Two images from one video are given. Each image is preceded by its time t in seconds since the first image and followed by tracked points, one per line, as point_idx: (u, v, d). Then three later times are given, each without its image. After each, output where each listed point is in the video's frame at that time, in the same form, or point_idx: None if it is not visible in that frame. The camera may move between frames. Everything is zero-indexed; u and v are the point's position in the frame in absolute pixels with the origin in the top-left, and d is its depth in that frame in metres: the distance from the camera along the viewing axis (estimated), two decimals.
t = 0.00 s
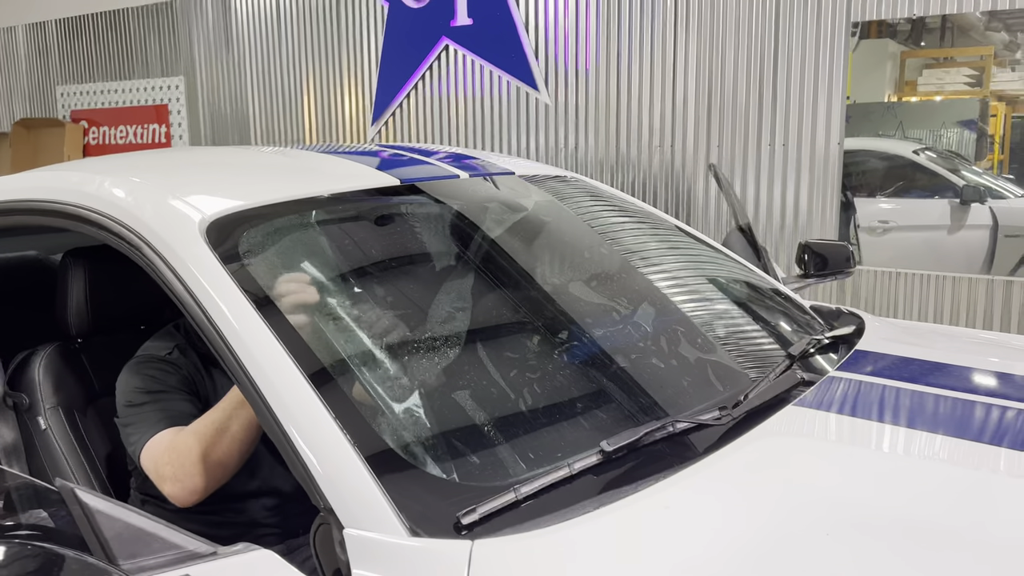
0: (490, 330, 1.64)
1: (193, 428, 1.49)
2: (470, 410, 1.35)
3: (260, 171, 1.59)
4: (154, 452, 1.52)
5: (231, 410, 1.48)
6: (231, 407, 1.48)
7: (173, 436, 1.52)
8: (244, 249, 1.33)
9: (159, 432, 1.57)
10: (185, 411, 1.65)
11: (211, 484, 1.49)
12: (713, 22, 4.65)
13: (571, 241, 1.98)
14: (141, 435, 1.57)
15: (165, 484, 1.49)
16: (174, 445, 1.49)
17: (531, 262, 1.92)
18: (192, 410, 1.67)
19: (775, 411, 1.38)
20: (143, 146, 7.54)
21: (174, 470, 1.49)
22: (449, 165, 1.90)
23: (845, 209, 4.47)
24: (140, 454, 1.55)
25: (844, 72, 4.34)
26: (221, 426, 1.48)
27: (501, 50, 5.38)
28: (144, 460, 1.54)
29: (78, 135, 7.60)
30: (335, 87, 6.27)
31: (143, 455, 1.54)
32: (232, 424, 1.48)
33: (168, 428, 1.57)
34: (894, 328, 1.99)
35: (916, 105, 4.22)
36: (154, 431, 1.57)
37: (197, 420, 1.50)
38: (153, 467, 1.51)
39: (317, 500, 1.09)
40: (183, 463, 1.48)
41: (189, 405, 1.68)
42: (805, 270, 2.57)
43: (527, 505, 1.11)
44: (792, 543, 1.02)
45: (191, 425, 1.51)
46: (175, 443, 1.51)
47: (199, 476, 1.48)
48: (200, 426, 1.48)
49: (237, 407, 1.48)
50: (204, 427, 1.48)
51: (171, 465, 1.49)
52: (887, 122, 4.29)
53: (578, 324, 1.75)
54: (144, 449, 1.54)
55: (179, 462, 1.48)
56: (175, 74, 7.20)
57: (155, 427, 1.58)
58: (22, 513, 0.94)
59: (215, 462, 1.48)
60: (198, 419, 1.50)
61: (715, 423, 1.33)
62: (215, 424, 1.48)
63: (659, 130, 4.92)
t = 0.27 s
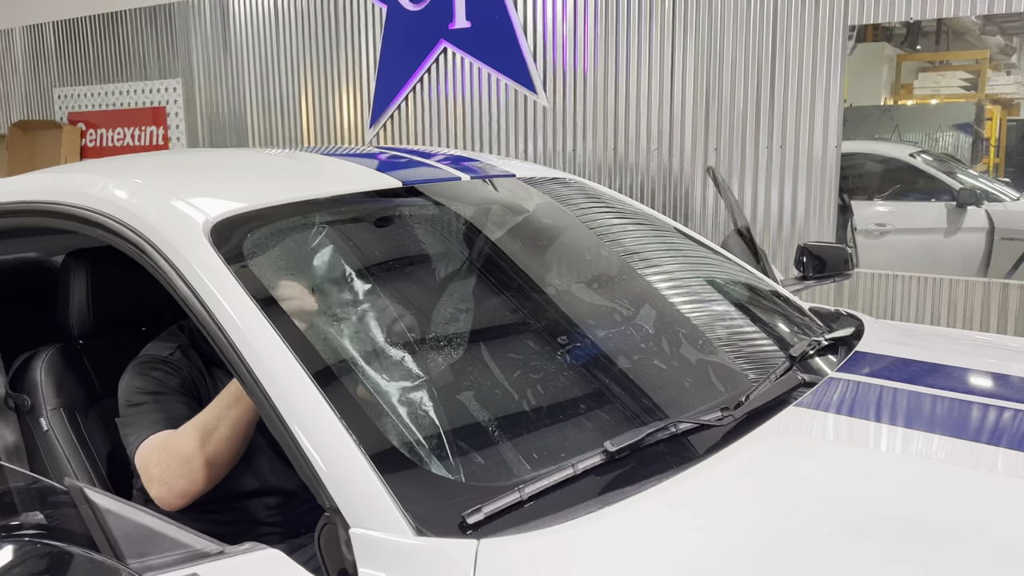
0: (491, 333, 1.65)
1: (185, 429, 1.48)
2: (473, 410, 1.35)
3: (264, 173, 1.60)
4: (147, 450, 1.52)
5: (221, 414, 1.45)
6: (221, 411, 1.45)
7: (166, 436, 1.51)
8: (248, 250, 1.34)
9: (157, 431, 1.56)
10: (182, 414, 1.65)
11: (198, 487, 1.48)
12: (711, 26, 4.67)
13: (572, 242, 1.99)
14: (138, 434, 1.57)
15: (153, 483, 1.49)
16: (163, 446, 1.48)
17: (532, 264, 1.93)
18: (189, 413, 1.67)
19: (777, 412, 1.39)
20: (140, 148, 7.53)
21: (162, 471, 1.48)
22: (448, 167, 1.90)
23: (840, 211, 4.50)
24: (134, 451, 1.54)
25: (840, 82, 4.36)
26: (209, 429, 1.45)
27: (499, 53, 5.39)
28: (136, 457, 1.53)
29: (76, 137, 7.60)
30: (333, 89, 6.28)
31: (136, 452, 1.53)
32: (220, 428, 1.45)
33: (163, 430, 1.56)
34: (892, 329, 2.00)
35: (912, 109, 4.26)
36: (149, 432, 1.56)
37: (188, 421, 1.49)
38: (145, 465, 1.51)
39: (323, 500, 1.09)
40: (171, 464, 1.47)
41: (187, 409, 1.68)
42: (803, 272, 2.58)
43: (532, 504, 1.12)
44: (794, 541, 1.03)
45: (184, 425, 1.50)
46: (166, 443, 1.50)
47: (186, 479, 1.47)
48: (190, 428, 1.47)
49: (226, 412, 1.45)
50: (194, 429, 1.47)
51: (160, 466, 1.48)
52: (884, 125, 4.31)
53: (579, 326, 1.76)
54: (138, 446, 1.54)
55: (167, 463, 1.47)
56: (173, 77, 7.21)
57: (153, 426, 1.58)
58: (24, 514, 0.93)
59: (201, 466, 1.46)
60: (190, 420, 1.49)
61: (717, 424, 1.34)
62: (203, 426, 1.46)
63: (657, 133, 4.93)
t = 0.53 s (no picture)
0: (494, 334, 1.66)
1: (187, 431, 1.48)
2: (476, 410, 1.36)
3: (266, 174, 1.61)
4: (147, 449, 1.51)
5: (223, 418, 1.46)
6: (223, 415, 1.47)
7: (168, 436, 1.51)
8: (253, 250, 1.34)
9: (159, 429, 1.57)
10: (183, 415, 1.65)
11: (195, 489, 1.47)
12: (710, 28, 4.68)
13: (573, 243, 1.99)
14: (138, 433, 1.57)
15: (150, 483, 1.48)
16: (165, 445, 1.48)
17: (533, 265, 1.94)
18: (190, 414, 1.67)
19: (778, 411, 1.40)
20: (139, 150, 7.53)
21: (161, 470, 1.47)
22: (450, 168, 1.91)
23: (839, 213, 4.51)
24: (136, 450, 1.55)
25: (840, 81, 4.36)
26: (210, 433, 1.46)
27: (498, 55, 5.40)
28: (136, 456, 1.52)
29: (74, 139, 7.59)
30: (332, 91, 6.28)
31: (138, 451, 1.53)
32: (222, 432, 1.46)
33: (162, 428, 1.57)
34: (891, 330, 2.01)
35: (911, 111, 4.27)
36: (147, 431, 1.57)
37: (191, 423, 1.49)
38: (144, 464, 1.50)
39: (329, 499, 1.10)
40: (170, 464, 1.47)
41: (188, 410, 1.68)
42: (803, 274, 2.59)
43: (535, 504, 1.13)
44: (796, 539, 1.03)
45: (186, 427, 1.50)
46: (167, 443, 1.50)
47: (184, 480, 1.46)
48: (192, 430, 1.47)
49: (229, 416, 1.47)
50: (195, 431, 1.47)
51: (160, 465, 1.48)
52: (882, 127, 4.31)
53: (580, 327, 1.77)
54: (139, 446, 1.53)
55: (167, 463, 1.47)
56: (172, 78, 7.21)
57: (151, 425, 1.58)
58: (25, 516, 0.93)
59: (200, 468, 1.46)
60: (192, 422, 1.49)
61: (719, 424, 1.35)
62: (205, 429, 1.46)
63: (656, 135, 4.95)
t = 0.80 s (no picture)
0: (496, 333, 1.66)
1: (190, 441, 1.49)
2: (478, 409, 1.36)
3: (267, 175, 1.61)
4: (150, 455, 1.51)
5: (229, 432, 1.47)
6: (229, 429, 1.47)
7: (171, 443, 1.52)
8: (255, 252, 1.34)
9: (164, 433, 1.57)
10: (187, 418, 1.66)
11: (195, 500, 1.48)
12: (709, 30, 4.69)
13: (574, 243, 1.99)
14: (141, 438, 1.58)
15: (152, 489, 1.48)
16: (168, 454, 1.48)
17: (533, 265, 1.94)
18: (193, 418, 1.68)
19: (780, 410, 1.41)
20: (138, 151, 7.53)
21: (163, 478, 1.48)
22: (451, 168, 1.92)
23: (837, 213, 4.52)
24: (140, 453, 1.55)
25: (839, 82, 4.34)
26: (216, 445, 1.46)
27: (498, 56, 5.41)
28: (139, 462, 1.53)
29: (73, 140, 7.59)
30: (331, 92, 6.29)
31: (141, 457, 1.53)
32: (227, 446, 1.47)
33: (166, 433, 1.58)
34: (891, 330, 2.02)
35: (908, 112, 4.53)
36: (152, 435, 1.57)
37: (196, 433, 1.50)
38: (146, 469, 1.50)
39: (332, 498, 1.11)
40: (173, 473, 1.47)
41: (191, 413, 1.68)
42: (803, 274, 2.59)
43: (538, 502, 1.13)
44: (796, 536, 1.04)
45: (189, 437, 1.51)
46: (170, 451, 1.50)
47: (185, 490, 1.47)
48: (197, 441, 1.48)
49: (235, 431, 1.47)
50: (200, 442, 1.48)
51: (162, 472, 1.48)
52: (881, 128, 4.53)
53: (580, 326, 1.77)
54: (143, 452, 1.54)
55: (169, 471, 1.47)
56: (170, 80, 7.21)
57: (156, 429, 1.59)
58: (27, 516, 0.92)
59: (202, 480, 1.47)
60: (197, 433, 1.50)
61: (720, 422, 1.35)
62: (210, 442, 1.47)
63: (655, 136, 4.95)
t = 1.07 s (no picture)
0: (496, 333, 1.67)
1: (196, 439, 1.49)
2: (478, 408, 1.37)
3: (267, 175, 1.61)
4: (157, 454, 1.52)
5: (235, 433, 1.47)
6: (236, 430, 1.48)
7: (178, 442, 1.53)
8: (256, 251, 1.35)
9: (167, 433, 1.58)
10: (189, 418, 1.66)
11: (201, 497, 1.49)
12: (708, 29, 4.69)
13: (572, 244, 2.00)
14: (145, 437, 1.58)
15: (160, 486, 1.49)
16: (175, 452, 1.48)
17: (533, 266, 1.95)
18: (197, 417, 1.68)
19: (780, 409, 1.41)
20: (137, 152, 7.53)
21: (170, 476, 1.49)
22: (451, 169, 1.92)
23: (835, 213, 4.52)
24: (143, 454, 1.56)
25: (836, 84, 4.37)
26: (223, 445, 1.47)
27: (498, 57, 5.41)
28: (146, 460, 1.54)
29: (72, 141, 7.59)
30: (330, 92, 6.28)
31: (147, 454, 1.54)
32: (233, 448, 1.47)
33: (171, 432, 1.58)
34: (890, 329, 2.02)
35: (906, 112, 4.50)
36: (157, 434, 1.58)
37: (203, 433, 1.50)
38: (152, 468, 1.51)
39: (333, 497, 1.11)
40: (180, 471, 1.48)
41: (194, 412, 1.69)
42: (802, 273, 2.59)
43: (538, 501, 1.14)
44: (795, 534, 1.05)
45: (196, 436, 1.51)
46: (177, 449, 1.51)
47: (191, 488, 1.48)
48: (203, 440, 1.48)
49: (242, 432, 1.48)
50: (205, 442, 1.48)
51: (169, 470, 1.49)
52: (879, 128, 4.50)
53: (580, 326, 1.77)
54: (149, 449, 1.55)
55: (176, 469, 1.48)
56: (169, 80, 7.21)
57: (160, 429, 1.59)
58: (28, 517, 0.93)
59: (207, 479, 1.47)
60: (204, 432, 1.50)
61: (720, 421, 1.36)
62: (216, 442, 1.47)
63: (654, 136, 4.96)
